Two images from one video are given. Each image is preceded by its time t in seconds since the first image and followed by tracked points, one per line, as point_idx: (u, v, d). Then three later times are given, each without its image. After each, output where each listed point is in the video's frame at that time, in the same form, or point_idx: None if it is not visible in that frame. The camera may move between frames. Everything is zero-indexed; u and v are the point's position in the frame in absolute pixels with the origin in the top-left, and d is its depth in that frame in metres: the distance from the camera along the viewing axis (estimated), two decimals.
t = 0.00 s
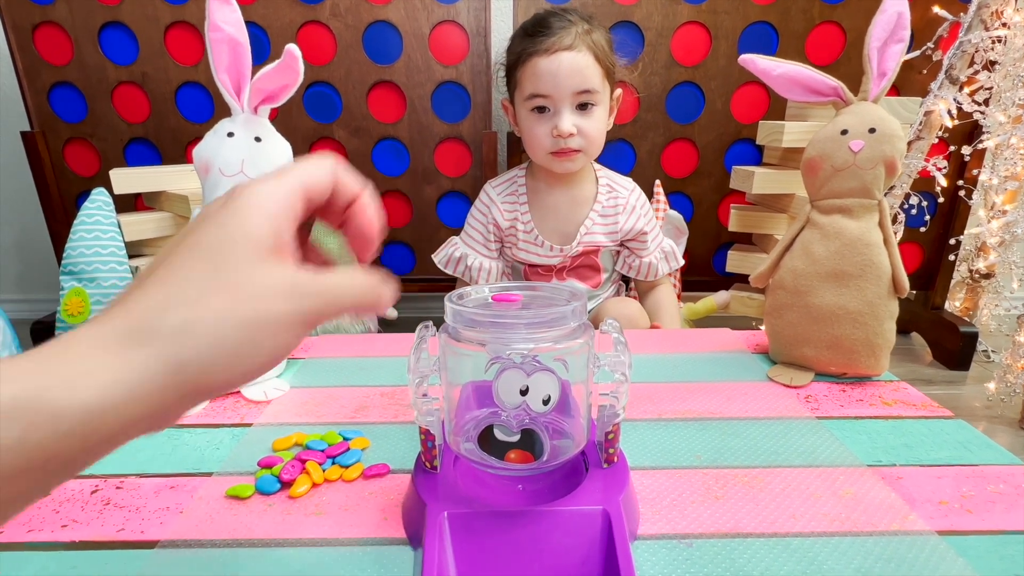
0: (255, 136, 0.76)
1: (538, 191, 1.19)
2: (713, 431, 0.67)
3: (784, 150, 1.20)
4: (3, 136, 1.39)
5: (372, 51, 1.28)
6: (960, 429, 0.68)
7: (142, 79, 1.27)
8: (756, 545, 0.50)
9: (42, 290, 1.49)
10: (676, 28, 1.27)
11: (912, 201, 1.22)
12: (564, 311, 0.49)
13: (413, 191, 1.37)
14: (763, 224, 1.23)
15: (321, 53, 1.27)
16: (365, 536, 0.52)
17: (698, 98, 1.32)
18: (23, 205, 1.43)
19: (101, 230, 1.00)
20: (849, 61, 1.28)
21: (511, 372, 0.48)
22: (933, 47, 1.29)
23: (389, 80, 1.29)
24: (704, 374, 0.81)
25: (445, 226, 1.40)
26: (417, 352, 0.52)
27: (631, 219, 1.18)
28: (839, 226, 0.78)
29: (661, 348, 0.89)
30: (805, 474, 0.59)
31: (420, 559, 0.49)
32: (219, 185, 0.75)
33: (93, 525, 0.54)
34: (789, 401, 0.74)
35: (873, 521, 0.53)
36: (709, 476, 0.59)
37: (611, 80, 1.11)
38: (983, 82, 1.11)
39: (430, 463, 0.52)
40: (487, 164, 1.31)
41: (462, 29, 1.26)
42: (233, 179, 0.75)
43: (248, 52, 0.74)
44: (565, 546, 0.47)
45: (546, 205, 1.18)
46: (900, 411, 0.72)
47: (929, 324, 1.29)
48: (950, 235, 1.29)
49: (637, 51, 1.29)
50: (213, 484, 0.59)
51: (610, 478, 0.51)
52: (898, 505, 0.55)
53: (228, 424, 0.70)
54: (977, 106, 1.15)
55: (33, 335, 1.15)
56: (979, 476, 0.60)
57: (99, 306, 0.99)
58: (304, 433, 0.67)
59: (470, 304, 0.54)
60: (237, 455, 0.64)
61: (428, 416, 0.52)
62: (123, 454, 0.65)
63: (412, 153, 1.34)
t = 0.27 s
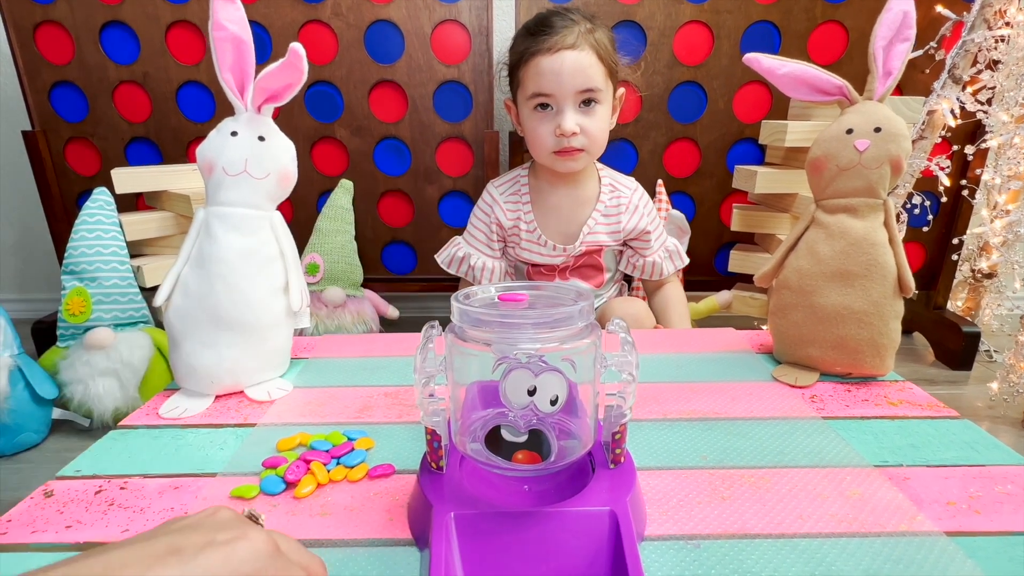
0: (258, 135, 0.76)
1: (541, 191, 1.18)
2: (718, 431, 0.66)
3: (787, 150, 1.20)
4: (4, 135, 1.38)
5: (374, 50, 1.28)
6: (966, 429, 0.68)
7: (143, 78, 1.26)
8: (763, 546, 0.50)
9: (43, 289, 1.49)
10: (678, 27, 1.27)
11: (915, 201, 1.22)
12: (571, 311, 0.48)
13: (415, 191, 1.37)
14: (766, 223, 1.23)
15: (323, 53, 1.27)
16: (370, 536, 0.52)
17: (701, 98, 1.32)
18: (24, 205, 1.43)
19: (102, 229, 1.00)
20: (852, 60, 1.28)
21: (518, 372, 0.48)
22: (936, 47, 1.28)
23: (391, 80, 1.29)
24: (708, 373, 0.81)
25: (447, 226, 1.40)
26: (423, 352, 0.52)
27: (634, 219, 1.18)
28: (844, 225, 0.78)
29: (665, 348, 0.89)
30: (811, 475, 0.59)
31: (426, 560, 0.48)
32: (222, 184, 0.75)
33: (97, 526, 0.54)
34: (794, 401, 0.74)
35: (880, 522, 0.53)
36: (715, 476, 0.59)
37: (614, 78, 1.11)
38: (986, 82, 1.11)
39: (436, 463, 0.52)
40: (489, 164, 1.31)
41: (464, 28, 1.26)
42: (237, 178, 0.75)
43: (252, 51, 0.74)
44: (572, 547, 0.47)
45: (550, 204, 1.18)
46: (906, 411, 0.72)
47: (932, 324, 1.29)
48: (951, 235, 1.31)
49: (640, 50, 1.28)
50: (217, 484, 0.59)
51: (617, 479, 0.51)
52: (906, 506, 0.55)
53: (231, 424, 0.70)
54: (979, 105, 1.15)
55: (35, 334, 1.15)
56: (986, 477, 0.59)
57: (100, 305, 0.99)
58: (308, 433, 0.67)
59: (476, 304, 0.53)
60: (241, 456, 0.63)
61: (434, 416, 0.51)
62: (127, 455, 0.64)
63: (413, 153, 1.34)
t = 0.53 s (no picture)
0: (251, 135, 0.76)
1: (537, 190, 1.18)
2: (710, 430, 0.66)
3: (782, 149, 1.20)
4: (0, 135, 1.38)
5: (370, 49, 1.28)
6: (958, 428, 0.68)
7: (139, 78, 1.26)
8: (753, 545, 0.50)
9: (40, 289, 1.49)
10: (674, 27, 1.27)
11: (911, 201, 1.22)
12: (559, 310, 0.48)
13: (411, 190, 1.37)
14: (762, 223, 1.23)
15: (319, 52, 1.27)
16: (359, 535, 0.52)
17: (697, 97, 1.32)
18: (21, 205, 1.43)
19: (97, 229, 1.00)
20: (848, 59, 1.28)
21: (505, 371, 0.48)
22: (932, 46, 1.28)
23: (387, 79, 1.28)
24: (701, 373, 0.80)
25: (444, 225, 1.40)
26: (412, 352, 0.52)
27: (631, 218, 1.18)
28: (837, 225, 0.78)
29: (659, 347, 0.89)
30: (802, 474, 0.59)
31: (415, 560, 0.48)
32: (215, 184, 0.75)
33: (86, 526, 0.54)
34: (787, 400, 0.74)
35: (870, 521, 0.53)
36: (706, 475, 0.59)
37: (609, 77, 1.11)
38: (982, 81, 1.11)
39: (425, 463, 0.52)
40: (485, 164, 1.31)
41: (460, 28, 1.26)
42: (230, 177, 0.75)
43: (245, 50, 0.74)
44: (560, 545, 0.47)
45: (546, 204, 1.18)
46: (898, 410, 0.72)
47: (929, 323, 1.29)
48: (948, 235, 1.31)
49: (636, 50, 1.29)
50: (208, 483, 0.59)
51: (606, 477, 0.51)
52: (896, 505, 0.55)
53: (224, 423, 0.70)
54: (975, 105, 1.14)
55: (31, 334, 1.15)
56: (978, 476, 0.60)
57: (95, 305, 0.98)
58: (300, 432, 0.67)
59: (465, 303, 0.53)
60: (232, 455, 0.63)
61: (423, 415, 0.51)
62: (118, 454, 0.64)
63: (410, 153, 1.34)
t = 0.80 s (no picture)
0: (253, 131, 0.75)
1: (541, 187, 1.18)
2: (718, 429, 0.66)
3: (787, 147, 1.19)
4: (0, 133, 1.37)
5: (372, 46, 1.27)
6: (969, 427, 0.67)
7: (140, 75, 1.25)
8: (765, 545, 0.49)
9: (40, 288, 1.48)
10: (678, 23, 1.26)
11: (916, 199, 1.21)
12: (569, 306, 0.48)
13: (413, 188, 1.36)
14: (766, 221, 1.22)
15: (321, 49, 1.26)
16: (365, 535, 0.51)
17: (701, 95, 1.31)
18: (20, 203, 1.42)
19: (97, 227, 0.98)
20: (853, 57, 1.27)
21: (514, 368, 0.47)
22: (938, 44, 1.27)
23: (389, 77, 1.28)
24: (708, 371, 0.80)
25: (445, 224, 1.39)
26: (419, 349, 0.51)
27: (637, 215, 1.17)
28: (846, 222, 0.77)
29: (664, 345, 0.88)
30: (813, 473, 0.58)
31: (422, 561, 0.48)
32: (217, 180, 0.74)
33: (88, 526, 0.53)
34: (795, 399, 0.73)
35: (883, 521, 0.52)
36: (715, 475, 0.58)
37: (614, 74, 1.10)
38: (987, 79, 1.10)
39: (432, 462, 0.51)
40: (488, 161, 1.30)
41: (462, 25, 1.25)
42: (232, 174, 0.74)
43: (247, 45, 0.73)
44: (570, 546, 0.46)
45: (551, 201, 1.17)
46: (908, 409, 0.71)
47: (933, 322, 1.28)
48: (953, 233, 1.30)
49: (639, 47, 1.28)
50: (211, 483, 0.58)
51: (615, 477, 0.50)
52: (909, 505, 0.54)
53: (226, 422, 0.69)
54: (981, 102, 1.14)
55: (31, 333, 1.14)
56: (991, 475, 0.59)
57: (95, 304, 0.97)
58: (303, 431, 0.66)
59: (472, 299, 0.53)
60: (235, 454, 0.63)
61: (430, 414, 0.51)
62: (120, 453, 0.64)
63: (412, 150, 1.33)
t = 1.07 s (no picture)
0: (256, 130, 0.75)
1: (545, 187, 1.18)
2: (721, 428, 0.66)
3: (789, 146, 1.19)
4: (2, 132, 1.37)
5: (374, 46, 1.27)
6: (972, 426, 0.67)
7: (141, 74, 1.25)
8: (769, 544, 0.49)
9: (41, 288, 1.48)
10: (680, 23, 1.26)
11: (918, 198, 1.21)
12: (575, 306, 0.48)
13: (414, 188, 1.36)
14: (768, 220, 1.22)
15: (322, 49, 1.26)
16: (371, 534, 0.52)
17: (702, 94, 1.31)
18: (22, 203, 1.42)
19: (100, 226, 0.98)
20: (855, 56, 1.27)
21: (520, 368, 0.47)
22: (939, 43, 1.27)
23: (391, 76, 1.28)
24: (711, 371, 0.80)
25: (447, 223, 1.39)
26: (423, 348, 0.51)
27: (641, 215, 1.17)
28: (848, 221, 0.77)
29: (667, 345, 0.88)
30: (816, 473, 0.58)
31: (427, 560, 0.48)
32: (221, 180, 0.74)
33: (93, 525, 0.53)
34: (798, 398, 0.73)
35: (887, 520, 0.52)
36: (719, 474, 0.58)
37: (619, 74, 1.10)
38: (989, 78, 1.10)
39: (437, 461, 0.51)
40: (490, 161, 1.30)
41: (464, 24, 1.25)
42: (236, 173, 0.74)
43: (250, 45, 0.73)
44: (576, 545, 0.46)
45: (554, 201, 1.17)
46: (911, 408, 0.71)
47: (934, 321, 1.28)
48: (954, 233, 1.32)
49: (641, 46, 1.28)
50: (215, 482, 0.58)
51: (620, 477, 0.50)
52: (913, 504, 0.54)
53: (230, 422, 0.69)
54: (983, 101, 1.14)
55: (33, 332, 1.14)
56: (994, 474, 0.59)
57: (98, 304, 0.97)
58: (307, 430, 0.66)
59: (477, 299, 0.53)
60: (239, 453, 0.63)
61: (435, 413, 0.51)
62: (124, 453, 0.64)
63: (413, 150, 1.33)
